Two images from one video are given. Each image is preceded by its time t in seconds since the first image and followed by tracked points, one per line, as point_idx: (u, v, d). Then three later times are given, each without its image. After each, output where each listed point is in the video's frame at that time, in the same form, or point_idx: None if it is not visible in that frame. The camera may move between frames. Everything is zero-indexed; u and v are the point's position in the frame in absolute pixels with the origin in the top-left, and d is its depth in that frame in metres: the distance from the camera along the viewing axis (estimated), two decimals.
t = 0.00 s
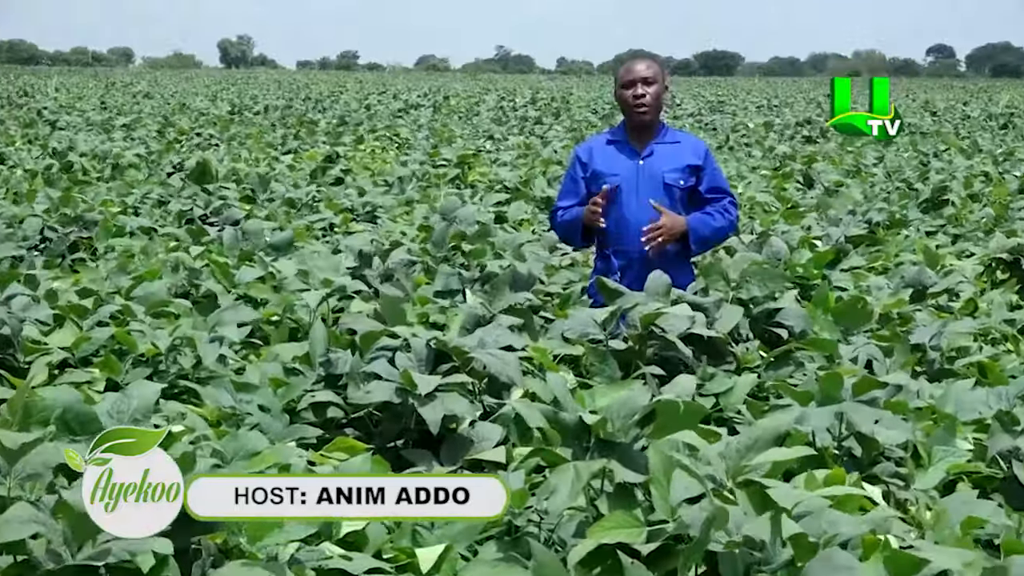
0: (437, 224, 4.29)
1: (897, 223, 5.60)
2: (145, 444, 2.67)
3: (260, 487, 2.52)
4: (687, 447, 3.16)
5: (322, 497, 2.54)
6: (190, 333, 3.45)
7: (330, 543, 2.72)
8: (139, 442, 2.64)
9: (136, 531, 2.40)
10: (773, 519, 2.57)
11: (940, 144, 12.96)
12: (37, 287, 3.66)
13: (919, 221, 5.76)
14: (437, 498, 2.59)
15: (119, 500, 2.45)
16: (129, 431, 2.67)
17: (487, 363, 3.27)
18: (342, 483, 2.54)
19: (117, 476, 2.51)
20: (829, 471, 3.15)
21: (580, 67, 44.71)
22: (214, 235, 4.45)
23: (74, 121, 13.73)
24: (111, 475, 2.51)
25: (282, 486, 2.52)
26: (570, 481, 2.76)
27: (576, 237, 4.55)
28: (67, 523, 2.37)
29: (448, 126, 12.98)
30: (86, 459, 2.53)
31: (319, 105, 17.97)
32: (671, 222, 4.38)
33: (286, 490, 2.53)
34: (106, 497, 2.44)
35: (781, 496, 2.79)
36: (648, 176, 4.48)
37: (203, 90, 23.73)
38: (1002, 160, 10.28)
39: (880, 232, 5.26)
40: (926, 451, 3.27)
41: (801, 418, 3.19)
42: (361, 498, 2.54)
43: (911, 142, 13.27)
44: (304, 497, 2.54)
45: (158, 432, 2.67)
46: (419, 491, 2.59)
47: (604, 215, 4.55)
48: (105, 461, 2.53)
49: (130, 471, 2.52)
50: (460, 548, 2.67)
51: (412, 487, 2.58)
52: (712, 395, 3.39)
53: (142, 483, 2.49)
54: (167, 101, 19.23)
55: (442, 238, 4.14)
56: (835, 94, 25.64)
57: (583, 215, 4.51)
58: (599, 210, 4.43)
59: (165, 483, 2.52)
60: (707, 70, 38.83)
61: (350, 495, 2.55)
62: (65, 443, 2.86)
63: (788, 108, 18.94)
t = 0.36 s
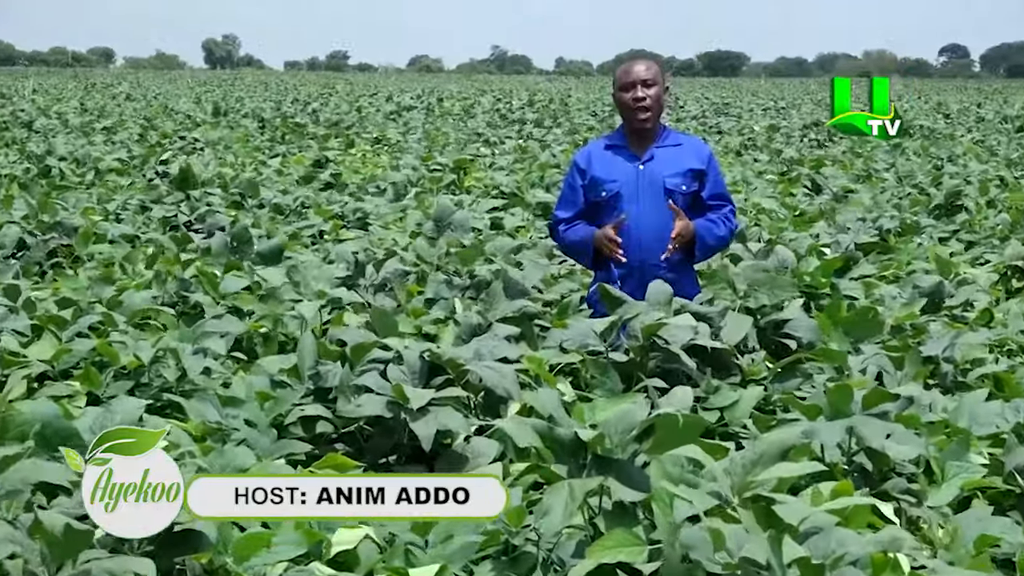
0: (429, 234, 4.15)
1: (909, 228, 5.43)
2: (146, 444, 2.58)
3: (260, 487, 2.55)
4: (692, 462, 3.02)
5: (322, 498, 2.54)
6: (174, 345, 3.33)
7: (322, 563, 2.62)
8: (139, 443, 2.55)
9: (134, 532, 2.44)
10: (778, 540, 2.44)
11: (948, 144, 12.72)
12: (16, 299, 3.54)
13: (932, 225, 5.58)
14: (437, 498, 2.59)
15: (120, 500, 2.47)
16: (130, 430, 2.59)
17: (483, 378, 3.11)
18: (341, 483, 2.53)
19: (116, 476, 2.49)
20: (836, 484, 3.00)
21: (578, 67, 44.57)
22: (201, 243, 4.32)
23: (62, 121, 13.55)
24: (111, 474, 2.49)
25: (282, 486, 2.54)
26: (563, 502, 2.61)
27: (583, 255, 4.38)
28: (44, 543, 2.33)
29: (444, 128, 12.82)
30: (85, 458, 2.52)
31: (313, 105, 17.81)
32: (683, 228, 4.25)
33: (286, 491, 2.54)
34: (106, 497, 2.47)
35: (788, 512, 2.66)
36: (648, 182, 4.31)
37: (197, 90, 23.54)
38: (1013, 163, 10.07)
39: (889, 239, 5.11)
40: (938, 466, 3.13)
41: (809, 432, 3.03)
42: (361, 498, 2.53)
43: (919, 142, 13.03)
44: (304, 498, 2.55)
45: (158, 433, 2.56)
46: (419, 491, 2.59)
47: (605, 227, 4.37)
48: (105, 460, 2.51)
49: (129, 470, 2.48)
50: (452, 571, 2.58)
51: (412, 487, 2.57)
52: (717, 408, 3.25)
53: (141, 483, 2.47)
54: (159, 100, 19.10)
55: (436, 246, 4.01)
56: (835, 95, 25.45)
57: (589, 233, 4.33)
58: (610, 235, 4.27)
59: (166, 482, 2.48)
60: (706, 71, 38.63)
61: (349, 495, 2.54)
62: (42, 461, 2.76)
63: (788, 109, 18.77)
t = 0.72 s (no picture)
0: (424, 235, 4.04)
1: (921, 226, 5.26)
2: (146, 444, 2.56)
3: (260, 487, 2.52)
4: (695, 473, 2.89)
5: (322, 498, 2.51)
6: (157, 351, 3.20)
7: None
8: (138, 443, 2.54)
9: (135, 533, 2.42)
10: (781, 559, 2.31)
11: (956, 141, 12.48)
12: None
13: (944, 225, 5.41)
14: (437, 498, 2.52)
15: (120, 500, 2.46)
16: (129, 430, 2.58)
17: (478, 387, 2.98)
18: (341, 483, 2.50)
19: (116, 476, 2.49)
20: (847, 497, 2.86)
21: (575, 66, 44.37)
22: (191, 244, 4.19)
23: (54, 118, 13.39)
24: (111, 475, 2.49)
25: (282, 486, 2.51)
26: (563, 514, 2.50)
27: (592, 256, 4.15)
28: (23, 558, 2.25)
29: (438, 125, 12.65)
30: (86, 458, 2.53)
31: (305, 101, 17.60)
32: (677, 229, 4.03)
33: (285, 491, 2.51)
34: (107, 497, 2.46)
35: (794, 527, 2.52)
36: (651, 181, 4.14)
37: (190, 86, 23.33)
38: None
39: (900, 241, 4.95)
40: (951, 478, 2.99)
41: (817, 442, 2.91)
42: (361, 498, 2.50)
43: (926, 139, 12.80)
44: (303, 497, 2.51)
45: (157, 432, 2.55)
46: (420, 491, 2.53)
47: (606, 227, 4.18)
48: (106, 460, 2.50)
49: (129, 470, 2.48)
50: None
51: (412, 487, 2.52)
52: (722, 417, 3.11)
53: (140, 483, 2.46)
54: (148, 98, 18.91)
55: (430, 247, 3.87)
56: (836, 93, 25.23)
57: (595, 233, 4.12)
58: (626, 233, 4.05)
59: (166, 481, 2.48)
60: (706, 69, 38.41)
61: (349, 495, 2.50)
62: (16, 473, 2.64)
63: (793, 105, 18.53)
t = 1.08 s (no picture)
0: (410, 239, 3.83)
1: (926, 230, 5.11)
2: (145, 445, 2.52)
3: (260, 486, 2.49)
4: (692, 488, 2.75)
5: (322, 498, 2.47)
6: (131, 360, 3.07)
7: None
8: (138, 442, 2.49)
9: (134, 532, 2.30)
10: None
11: (957, 141, 12.32)
12: None
13: (948, 228, 5.27)
14: (437, 498, 2.50)
15: (120, 499, 2.35)
16: (128, 431, 2.53)
17: (466, 399, 2.85)
18: (342, 483, 2.46)
19: (116, 476, 2.41)
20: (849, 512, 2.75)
21: (572, 66, 44.18)
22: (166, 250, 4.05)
23: (36, 117, 13.18)
24: (111, 474, 2.41)
25: (282, 486, 2.46)
26: (553, 531, 2.40)
27: (579, 262, 4.02)
28: None
29: (428, 124, 12.48)
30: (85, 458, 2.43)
31: (292, 100, 17.42)
32: (681, 232, 3.89)
33: (286, 490, 2.47)
34: (105, 497, 2.35)
35: (796, 545, 2.39)
36: (646, 184, 4.02)
37: (178, 85, 23.18)
38: None
39: (903, 246, 4.83)
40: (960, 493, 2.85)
41: (818, 455, 2.75)
42: (361, 498, 2.47)
43: (926, 141, 12.63)
44: (303, 498, 2.46)
45: (158, 433, 2.52)
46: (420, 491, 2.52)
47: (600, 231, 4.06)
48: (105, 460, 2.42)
49: (129, 470, 2.41)
50: None
51: (412, 487, 2.51)
52: (722, 431, 2.97)
53: (142, 482, 2.38)
54: (133, 97, 18.71)
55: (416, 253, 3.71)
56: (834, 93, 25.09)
57: (584, 236, 3.98)
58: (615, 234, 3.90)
59: (166, 482, 2.41)
60: (704, 68, 38.25)
61: (350, 495, 2.48)
62: None
63: (791, 106, 18.38)
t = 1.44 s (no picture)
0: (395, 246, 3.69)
1: (934, 234, 4.95)
2: (145, 445, 2.62)
3: (260, 487, 2.48)
4: (688, 505, 2.62)
5: (322, 498, 2.46)
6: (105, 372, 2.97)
7: None
8: (139, 443, 2.60)
9: (134, 532, 2.39)
10: None
11: (962, 142, 12.11)
12: None
13: (955, 232, 5.11)
14: (438, 498, 2.53)
15: (120, 500, 2.47)
16: (128, 431, 2.63)
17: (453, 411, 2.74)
18: (343, 482, 2.46)
19: (116, 476, 2.52)
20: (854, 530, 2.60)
21: (568, 66, 44.07)
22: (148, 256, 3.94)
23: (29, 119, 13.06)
24: (111, 475, 2.53)
25: (282, 486, 2.46)
26: (547, 550, 2.29)
27: (568, 266, 3.91)
28: None
29: (425, 125, 12.35)
30: (87, 460, 2.56)
31: (287, 100, 17.27)
32: (691, 238, 3.81)
33: (285, 491, 2.47)
34: (107, 497, 2.48)
35: (799, 564, 2.28)
36: (644, 187, 3.86)
37: (174, 86, 23.04)
38: None
39: (908, 252, 4.70)
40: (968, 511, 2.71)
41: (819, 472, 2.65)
42: (361, 497, 2.48)
43: (930, 142, 12.43)
44: (304, 497, 2.46)
45: (158, 433, 2.62)
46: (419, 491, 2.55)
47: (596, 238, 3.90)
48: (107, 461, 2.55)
49: (129, 471, 2.53)
50: None
51: (412, 487, 2.55)
52: (719, 446, 2.85)
53: (142, 483, 2.49)
54: (128, 97, 18.57)
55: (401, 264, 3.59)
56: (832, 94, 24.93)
57: (573, 239, 3.87)
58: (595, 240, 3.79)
59: (165, 483, 2.53)
60: (702, 69, 38.10)
61: (350, 495, 2.49)
62: None
63: (793, 107, 18.19)
